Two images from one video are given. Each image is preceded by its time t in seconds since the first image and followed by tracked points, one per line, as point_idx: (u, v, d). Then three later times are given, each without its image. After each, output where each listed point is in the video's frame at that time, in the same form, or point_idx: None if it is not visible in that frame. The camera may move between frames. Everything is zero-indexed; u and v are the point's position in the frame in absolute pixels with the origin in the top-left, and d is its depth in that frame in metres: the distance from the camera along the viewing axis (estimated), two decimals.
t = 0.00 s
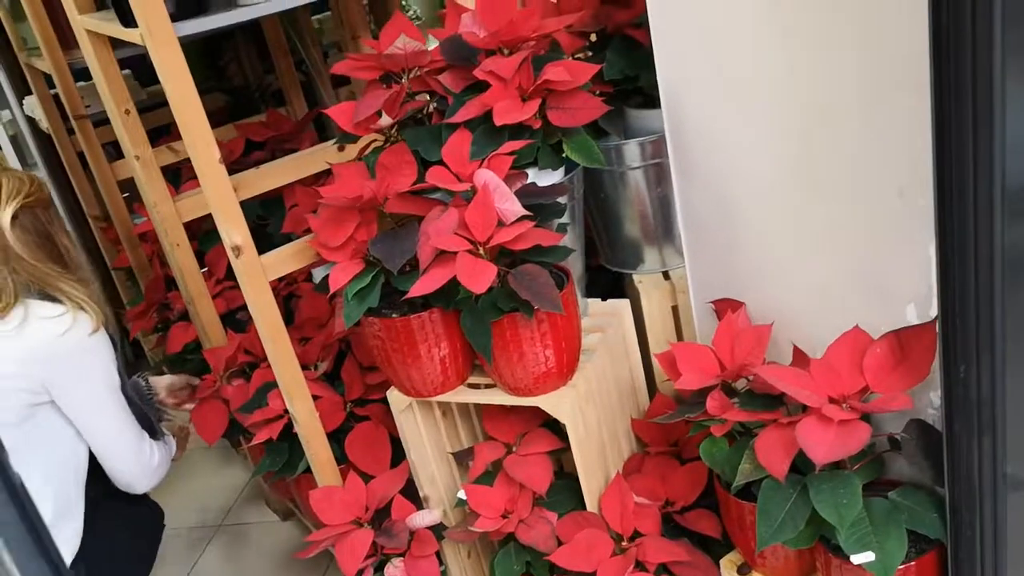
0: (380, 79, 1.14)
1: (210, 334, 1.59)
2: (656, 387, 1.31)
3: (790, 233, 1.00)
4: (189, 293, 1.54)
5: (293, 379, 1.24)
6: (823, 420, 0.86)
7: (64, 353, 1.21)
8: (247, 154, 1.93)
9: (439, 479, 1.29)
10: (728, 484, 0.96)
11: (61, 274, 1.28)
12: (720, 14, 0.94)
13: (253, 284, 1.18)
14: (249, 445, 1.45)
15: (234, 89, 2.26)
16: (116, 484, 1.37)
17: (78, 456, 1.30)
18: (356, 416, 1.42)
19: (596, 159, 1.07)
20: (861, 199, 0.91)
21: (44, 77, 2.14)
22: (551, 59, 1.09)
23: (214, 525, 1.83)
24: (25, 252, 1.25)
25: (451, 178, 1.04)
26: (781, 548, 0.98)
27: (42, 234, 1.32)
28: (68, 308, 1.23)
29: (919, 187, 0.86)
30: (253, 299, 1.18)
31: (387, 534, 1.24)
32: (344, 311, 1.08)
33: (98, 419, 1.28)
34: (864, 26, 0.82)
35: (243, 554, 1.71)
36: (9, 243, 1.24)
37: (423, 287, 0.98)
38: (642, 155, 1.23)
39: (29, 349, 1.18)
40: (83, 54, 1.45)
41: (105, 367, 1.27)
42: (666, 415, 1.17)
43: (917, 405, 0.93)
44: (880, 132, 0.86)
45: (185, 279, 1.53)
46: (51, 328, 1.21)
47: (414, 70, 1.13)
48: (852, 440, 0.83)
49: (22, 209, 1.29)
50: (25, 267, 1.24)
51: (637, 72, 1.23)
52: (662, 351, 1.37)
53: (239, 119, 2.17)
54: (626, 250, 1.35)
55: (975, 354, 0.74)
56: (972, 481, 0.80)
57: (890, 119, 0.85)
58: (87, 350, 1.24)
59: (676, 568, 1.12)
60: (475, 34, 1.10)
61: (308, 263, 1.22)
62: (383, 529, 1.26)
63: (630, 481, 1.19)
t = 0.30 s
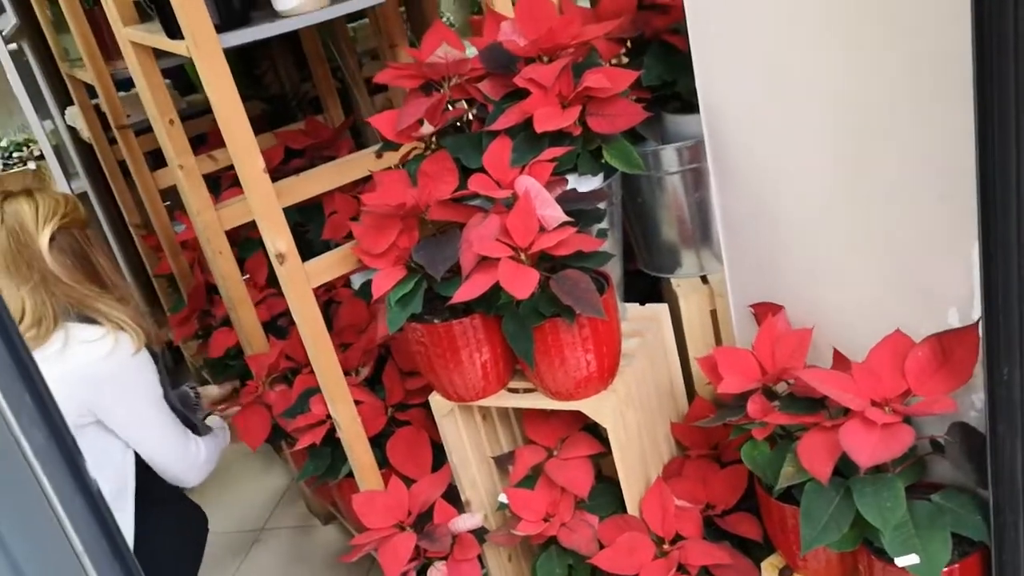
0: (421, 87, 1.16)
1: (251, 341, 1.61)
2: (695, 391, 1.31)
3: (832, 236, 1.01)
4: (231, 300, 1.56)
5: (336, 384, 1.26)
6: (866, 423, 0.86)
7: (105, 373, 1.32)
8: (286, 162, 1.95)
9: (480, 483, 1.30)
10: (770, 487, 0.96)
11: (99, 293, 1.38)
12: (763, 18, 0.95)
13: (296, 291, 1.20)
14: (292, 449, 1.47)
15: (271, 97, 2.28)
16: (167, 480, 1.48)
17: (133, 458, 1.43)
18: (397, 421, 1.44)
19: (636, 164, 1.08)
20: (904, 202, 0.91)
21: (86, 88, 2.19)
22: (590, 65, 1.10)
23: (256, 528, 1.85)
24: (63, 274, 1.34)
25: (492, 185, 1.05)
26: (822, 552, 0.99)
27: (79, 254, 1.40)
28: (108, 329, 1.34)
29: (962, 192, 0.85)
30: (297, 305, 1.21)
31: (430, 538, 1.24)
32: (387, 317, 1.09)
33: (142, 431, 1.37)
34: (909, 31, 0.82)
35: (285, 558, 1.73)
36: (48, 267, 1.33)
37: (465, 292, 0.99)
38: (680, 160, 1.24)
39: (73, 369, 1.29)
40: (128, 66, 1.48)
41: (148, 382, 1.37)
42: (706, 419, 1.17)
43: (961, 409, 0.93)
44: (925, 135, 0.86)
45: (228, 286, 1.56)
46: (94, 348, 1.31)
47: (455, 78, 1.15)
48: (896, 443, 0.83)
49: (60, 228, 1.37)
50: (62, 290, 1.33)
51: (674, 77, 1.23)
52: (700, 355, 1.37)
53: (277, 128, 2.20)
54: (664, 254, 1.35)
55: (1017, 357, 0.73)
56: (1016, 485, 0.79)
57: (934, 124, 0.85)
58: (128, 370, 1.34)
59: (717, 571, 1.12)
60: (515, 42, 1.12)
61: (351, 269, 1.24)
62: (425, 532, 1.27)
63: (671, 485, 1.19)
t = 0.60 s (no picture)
0: (443, 105, 1.17)
1: (270, 354, 1.62)
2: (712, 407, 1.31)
3: (851, 255, 1.01)
4: (252, 313, 1.58)
5: (355, 398, 1.28)
6: (887, 444, 0.86)
7: (125, 388, 1.36)
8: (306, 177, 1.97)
9: (498, 499, 1.31)
10: (788, 507, 0.97)
11: (121, 306, 1.40)
12: (784, 38, 0.96)
13: (318, 304, 1.21)
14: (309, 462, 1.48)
15: (292, 112, 2.30)
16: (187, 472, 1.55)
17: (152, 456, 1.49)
18: (415, 435, 1.44)
19: (656, 182, 1.08)
20: (924, 222, 0.92)
21: (110, 102, 2.22)
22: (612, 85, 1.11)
23: (271, 540, 1.86)
24: (85, 286, 1.36)
25: (514, 202, 1.06)
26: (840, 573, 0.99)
27: (103, 266, 1.42)
28: (130, 343, 1.38)
29: (982, 212, 0.86)
30: (318, 319, 1.22)
31: (447, 553, 1.24)
32: (408, 332, 1.10)
33: (158, 437, 1.43)
34: (932, 51, 0.83)
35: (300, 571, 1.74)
36: (72, 280, 1.35)
37: (487, 309, 1.00)
38: (699, 179, 1.24)
39: (94, 384, 1.34)
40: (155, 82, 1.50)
41: (165, 393, 1.42)
42: (725, 436, 1.17)
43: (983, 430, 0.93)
44: (947, 154, 0.87)
45: (250, 298, 1.58)
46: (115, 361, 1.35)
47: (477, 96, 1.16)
48: (916, 465, 0.84)
49: (85, 241, 1.39)
50: (84, 303, 1.36)
51: (695, 97, 1.24)
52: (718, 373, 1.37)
53: (297, 142, 2.22)
54: (682, 271, 1.36)
55: None
56: None
57: (954, 135, 0.85)
58: (146, 384, 1.39)
59: None
60: (538, 61, 1.13)
61: (373, 283, 1.25)
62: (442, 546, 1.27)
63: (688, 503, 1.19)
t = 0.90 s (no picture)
0: (440, 134, 1.18)
1: (264, 379, 1.62)
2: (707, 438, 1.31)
3: (848, 284, 1.01)
4: (248, 339, 1.59)
5: (350, 426, 1.28)
6: (884, 479, 0.86)
7: (113, 408, 1.37)
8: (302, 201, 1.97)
9: (489, 527, 1.30)
10: (782, 540, 0.96)
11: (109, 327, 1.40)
12: (782, 66, 0.96)
13: (313, 331, 1.22)
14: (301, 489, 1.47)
15: (288, 136, 2.30)
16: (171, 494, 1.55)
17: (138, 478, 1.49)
18: (408, 462, 1.43)
19: (651, 212, 1.08)
20: (923, 251, 0.92)
21: (109, 125, 2.22)
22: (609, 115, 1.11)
23: (261, 566, 1.84)
24: (76, 310, 1.35)
25: (509, 231, 1.06)
26: None
27: (90, 290, 1.42)
28: (120, 364, 1.37)
29: (983, 236, 0.86)
30: (313, 347, 1.22)
31: None
32: (403, 360, 1.10)
33: (145, 457, 1.43)
34: (934, 80, 0.83)
35: None
36: (62, 303, 1.33)
37: (482, 338, 1.00)
38: (695, 208, 1.25)
39: (84, 404, 1.33)
40: (154, 107, 1.51)
41: (153, 413, 1.43)
42: (719, 466, 1.17)
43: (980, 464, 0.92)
44: (948, 183, 0.87)
45: (245, 323, 1.58)
46: (104, 384, 1.35)
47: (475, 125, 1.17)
48: (913, 501, 0.83)
49: (73, 264, 1.40)
50: (74, 327, 1.35)
51: (690, 127, 1.24)
52: (713, 402, 1.37)
53: (295, 167, 2.22)
54: (677, 299, 1.36)
55: None
56: None
57: (953, 158, 0.85)
58: (134, 403, 1.39)
59: None
60: (535, 91, 1.14)
61: (368, 309, 1.25)
62: None
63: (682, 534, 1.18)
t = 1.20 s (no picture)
0: (430, 161, 1.17)
1: (251, 404, 1.62)
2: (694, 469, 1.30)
3: (837, 312, 1.01)
4: (235, 362, 1.59)
5: (336, 453, 1.27)
6: (872, 516, 0.85)
7: (97, 435, 1.35)
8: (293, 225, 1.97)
9: (475, 556, 1.29)
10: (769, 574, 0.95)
11: (92, 353, 1.40)
12: (774, 91, 0.95)
13: (300, 357, 1.21)
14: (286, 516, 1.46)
15: (280, 160, 2.30)
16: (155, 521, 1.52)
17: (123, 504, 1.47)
18: (394, 490, 1.42)
19: (640, 243, 1.08)
20: (914, 280, 0.91)
21: (102, 147, 2.22)
22: (599, 145, 1.11)
23: None
24: (58, 335, 1.36)
25: (498, 260, 1.05)
26: None
27: (73, 314, 1.42)
28: (103, 388, 1.36)
29: (973, 263, 0.85)
30: (300, 373, 1.22)
31: None
32: (390, 388, 1.09)
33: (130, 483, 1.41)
34: (924, 113, 0.83)
35: None
36: (41, 326, 1.34)
37: (469, 367, 1.00)
38: (684, 238, 1.25)
39: (66, 431, 1.32)
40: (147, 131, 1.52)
41: (138, 439, 1.40)
42: (706, 499, 1.16)
43: (971, 501, 0.92)
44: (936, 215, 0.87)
45: (233, 347, 1.58)
46: (87, 410, 1.34)
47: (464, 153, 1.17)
48: (901, 538, 0.83)
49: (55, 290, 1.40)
50: (57, 351, 1.36)
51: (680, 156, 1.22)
52: (701, 433, 1.36)
53: (286, 190, 2.22)
54: (666, 329, 1.35)
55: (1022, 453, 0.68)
56: None
57: (942, 184, 0.85)
58: (119, 429, 1.37)
59: None
60: (525, 120, 1.14)
61: (355, 336, 1.25)
62: None
63: (667, 567, 1.17)
